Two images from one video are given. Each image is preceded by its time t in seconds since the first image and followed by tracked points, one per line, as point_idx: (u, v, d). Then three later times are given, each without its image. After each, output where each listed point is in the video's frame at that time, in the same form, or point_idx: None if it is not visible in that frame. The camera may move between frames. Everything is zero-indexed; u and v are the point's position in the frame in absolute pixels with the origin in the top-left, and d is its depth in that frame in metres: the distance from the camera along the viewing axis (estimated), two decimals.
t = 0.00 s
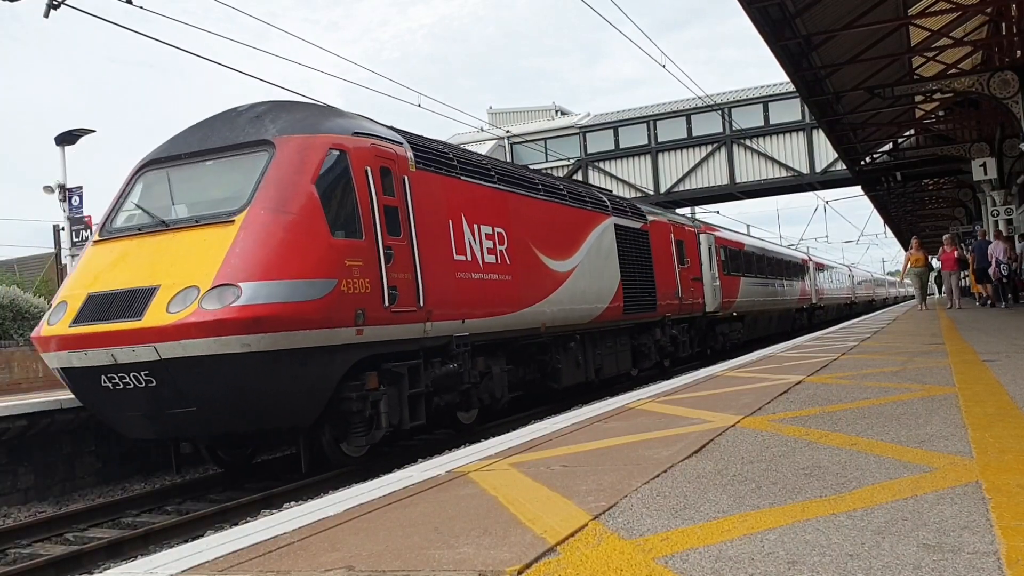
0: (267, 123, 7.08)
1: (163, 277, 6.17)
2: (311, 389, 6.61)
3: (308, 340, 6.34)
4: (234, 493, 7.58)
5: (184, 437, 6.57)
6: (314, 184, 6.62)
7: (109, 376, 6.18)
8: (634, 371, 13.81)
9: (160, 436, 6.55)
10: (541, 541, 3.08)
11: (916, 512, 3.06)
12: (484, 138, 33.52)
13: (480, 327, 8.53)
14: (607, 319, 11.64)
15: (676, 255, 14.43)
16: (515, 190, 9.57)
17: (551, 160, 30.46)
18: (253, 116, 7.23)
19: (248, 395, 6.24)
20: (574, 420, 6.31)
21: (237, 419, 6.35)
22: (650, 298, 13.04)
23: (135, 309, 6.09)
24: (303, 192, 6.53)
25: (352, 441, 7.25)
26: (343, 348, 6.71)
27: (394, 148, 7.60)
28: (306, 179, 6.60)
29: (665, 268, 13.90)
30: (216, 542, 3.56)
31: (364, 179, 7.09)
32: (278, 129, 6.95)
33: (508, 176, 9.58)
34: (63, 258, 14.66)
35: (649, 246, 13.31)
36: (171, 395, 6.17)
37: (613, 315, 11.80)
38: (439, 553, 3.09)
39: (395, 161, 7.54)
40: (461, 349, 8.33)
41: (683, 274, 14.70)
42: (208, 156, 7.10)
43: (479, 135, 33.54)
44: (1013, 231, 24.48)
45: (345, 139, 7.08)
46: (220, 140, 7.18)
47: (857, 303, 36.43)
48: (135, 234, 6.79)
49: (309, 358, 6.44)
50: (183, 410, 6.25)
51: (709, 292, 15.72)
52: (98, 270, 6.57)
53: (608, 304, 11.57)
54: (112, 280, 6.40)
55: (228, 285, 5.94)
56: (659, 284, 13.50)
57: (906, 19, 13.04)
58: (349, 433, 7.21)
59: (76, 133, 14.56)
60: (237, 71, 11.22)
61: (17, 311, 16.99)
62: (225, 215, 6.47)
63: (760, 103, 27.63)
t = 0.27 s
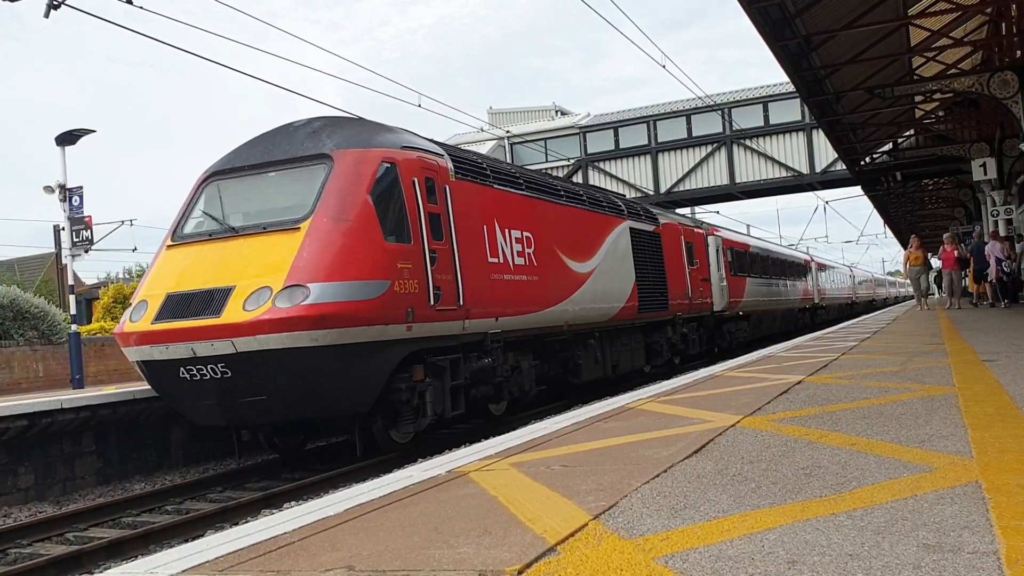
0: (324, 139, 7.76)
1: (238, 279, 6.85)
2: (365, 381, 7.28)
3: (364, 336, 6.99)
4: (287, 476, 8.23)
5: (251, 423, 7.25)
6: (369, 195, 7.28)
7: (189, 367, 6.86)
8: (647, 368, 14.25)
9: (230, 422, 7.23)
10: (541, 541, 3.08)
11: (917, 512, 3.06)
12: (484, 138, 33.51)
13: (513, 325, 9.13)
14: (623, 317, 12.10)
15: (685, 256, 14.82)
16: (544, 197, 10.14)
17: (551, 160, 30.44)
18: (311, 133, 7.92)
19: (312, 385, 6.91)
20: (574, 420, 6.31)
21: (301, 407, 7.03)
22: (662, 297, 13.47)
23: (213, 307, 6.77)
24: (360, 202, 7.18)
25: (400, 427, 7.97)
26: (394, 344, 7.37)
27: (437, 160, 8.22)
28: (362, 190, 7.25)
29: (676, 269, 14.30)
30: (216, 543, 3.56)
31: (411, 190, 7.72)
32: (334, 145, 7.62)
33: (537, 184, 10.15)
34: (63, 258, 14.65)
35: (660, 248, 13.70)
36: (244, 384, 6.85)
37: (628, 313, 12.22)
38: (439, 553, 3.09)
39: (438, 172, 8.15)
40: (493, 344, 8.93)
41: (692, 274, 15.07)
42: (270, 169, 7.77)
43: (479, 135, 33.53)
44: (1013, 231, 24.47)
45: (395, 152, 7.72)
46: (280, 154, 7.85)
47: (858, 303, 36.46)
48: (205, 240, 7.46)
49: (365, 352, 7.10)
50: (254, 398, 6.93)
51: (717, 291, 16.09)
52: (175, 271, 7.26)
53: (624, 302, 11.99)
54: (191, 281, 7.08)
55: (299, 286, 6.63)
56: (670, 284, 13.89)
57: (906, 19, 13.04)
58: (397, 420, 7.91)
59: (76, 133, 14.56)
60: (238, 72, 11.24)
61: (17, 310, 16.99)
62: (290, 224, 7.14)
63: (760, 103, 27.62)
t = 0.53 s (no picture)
0: (373, 151, 8.20)
1: (301, 279, 7.37)
2: (412, 374, 7.75)
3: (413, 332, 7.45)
4: (331, 464, 8.68)
5: (307, 412, 7.76)
6: (416, 203, 7.73)
7: (254, 359, 7.38)
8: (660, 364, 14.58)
9: (288, 410, 7.76)
10: (541, 541, 3.08)
11: (917, 511, 3.06)
12: (484, 138, 33.48)
13: (543, 324, 9.57)
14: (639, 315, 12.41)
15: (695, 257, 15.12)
16: (570, 203, 10.56)
17: (551, 160, 30.43)
18: (360, 145, 8.36)
19: (366, 377, 7.39)
20: (574, 420, 6.30)
21: (355, 397, 7.52)
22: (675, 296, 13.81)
23: (279, 306, 7.29)
24: (410, 209, 7.64)
25: (441, 416, 8.39)
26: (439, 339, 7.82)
27: (472, 169, 8.64)
28: (410, 198, 7.71)
29: (687, 270, 14.60)
30: (216, 543, 3.56)
31: (451, 198, 8.15)
32: (383, 156, 8.07)
33: (563, 190, 10.56)
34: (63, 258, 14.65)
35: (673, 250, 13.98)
36: (304, 375, 7.36)
37: (643, 313, 12.52)
38: (438, 553, 3.09)
39: (474, 181, 8.57)
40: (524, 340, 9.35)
41: (701, 275, 15.36)
42: (324, 178, 8.23)
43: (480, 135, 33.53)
44: (1013, 230, 24.46)
45: (437, 163, 8.17)
46: (332, 165, 8.31)
47: (858, 303, 36.43)
48: (266, 244, 7.96)
49: (413, 346, 7.55)
50: (312, 388, 7.44)
51: (725, 291, 16.37)
52: (241, 272, 7.79)
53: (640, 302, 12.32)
54: (257, 280, 7.62)
55: (357, 287, 7.13)
56: (681, 285, 14.18)
57: (906, 19, 13.04)
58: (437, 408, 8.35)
59: (76, 133, 14.56)
60: (240, 72, 11.25)
61: (17, 310, 16.99)
62: (346, 230, 7.62)
63: (760, 103, 27.60)
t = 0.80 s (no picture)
0: (416, 162, 8.75)
1: (355, 280, 7.97)
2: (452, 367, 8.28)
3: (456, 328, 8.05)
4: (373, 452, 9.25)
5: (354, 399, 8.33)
6: (456, 210, 8.27)
7: (312, 353, 7.98)
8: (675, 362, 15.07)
9: (340, 399, 8.35)
10: (541, 541, 3.07)
11: (917, 512, 3.06)
12: (484, 138, 33.48)
13: (568, 323, 10.11)
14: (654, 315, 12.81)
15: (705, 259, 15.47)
16: (594, 209, 11.06)
17: (551, 160, 30.42)
18: (403, 156, 8.91)
19: (413, 369, 7.97)
20: (574, 420, 6.30)
21: (403, 389, 8.11)
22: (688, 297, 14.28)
23: (335, 304, 7.89)
24: (453, 215, 8.20)
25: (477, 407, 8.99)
26: (478, 335, 8.38)
27: (505, 178, 9.16)
28: (451, 204, 8.26)
29: (697, 271, 14.95)
30: (215, 543, 3.56)
31: (487, 205, 8.67)
32: (425, 167, 8.62)
33: (587, 197, 11.07)
34: (63, 258, 14.64)
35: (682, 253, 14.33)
36: (357, 367, 7.95)
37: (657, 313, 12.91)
38: (438, 553, 3.09)
39: (506, 188, 9.08)
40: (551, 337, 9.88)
41: (709, 276, 15.68)
42: (370, 187, 8.79)
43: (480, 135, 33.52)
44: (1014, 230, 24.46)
45: (474, 172, 8.71)
46: (378, 174, 8.87)
47: (859, 303, 36.41)
48: (319, 248, 8.54)
49: (457, 342, 8.14)
50: (363, 379, 8.03)
51: (732, 291, 16.69)
52: (298, 273, 8.39)
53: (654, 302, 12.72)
54: (314, 281, 8.22)
55: (407, 287, 7.72)
56: (693, 285, 14.58)
57: (906, 20, 13.04)
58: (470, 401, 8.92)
59: (76, 133, 14.55)
60: (241, 72, 11.25)
61: (17, 310, 16.99)
62: (394, 235, 8.19)
63: (760, 103, 27.58)
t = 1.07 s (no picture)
0: (453, 171, 9.30)
1: (401, 281, 8.52)
2: (488, 362, 8.78)
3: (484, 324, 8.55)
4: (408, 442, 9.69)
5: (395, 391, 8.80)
6: (492, 215, 8.79)
7: (360, 349, 8.49)
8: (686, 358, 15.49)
9: (382, 392, 8.85)
10: (541, 541, 3.07)
11: (917, 512, 3.06)
12: (484, 138, 33.47)
13: (591, 323, 10.62)
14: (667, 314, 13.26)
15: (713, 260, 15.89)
16: (614, 214, 11.56)
17: (552, 160, 30.41)
18: (441, 165, 9.47)
19: (453, 363, 8.47)
20: (574, 420, 6.30)
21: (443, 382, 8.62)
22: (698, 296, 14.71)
23: (383, 304, 8.43)
24: (490, 220, 8.74)
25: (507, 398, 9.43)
26: (511, 331, 8.89)
27: (534, 185, 9.68)
28: (486, 211, 8.78)
29: (706, 272, 15.37)
30: (215, 543, 3.56)
31: (518, 210, 9.18)
32: (462, 176, 9.16)
33: (607, 203, 11.57)
34: (63, 258, 14.64)
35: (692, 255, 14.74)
36: (402, 362, 8.48)
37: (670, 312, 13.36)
38: (439, 553, 3.09)
39: (535, 194, 9.58)
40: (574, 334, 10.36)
41: (718, 276, 16.10)
42: (410, 195, 9.35)
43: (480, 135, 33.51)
44: (1014, 230, 24.46)
45: (507, 180, 9.25)
46: (418, 183, 9.43)
47: (859, 303, 36.40)
48: (364, 251, 9.08)
49: (493, 338, 8.65)
50: (407, 373, 8.54)
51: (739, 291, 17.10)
52: (346, 274, 8.93)
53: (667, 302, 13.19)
54: (363, 281, 8.78)
55: (450, 287, 8.28)
56: (704, 285, 15.03)
57: (906, 20, 13.03)
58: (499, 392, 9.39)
59: (76, 133, 14.55)
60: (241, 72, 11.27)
61: (17, 311, 16.99)
62: (436, 239, 8.75)
63: (761, 103, 27.57)
